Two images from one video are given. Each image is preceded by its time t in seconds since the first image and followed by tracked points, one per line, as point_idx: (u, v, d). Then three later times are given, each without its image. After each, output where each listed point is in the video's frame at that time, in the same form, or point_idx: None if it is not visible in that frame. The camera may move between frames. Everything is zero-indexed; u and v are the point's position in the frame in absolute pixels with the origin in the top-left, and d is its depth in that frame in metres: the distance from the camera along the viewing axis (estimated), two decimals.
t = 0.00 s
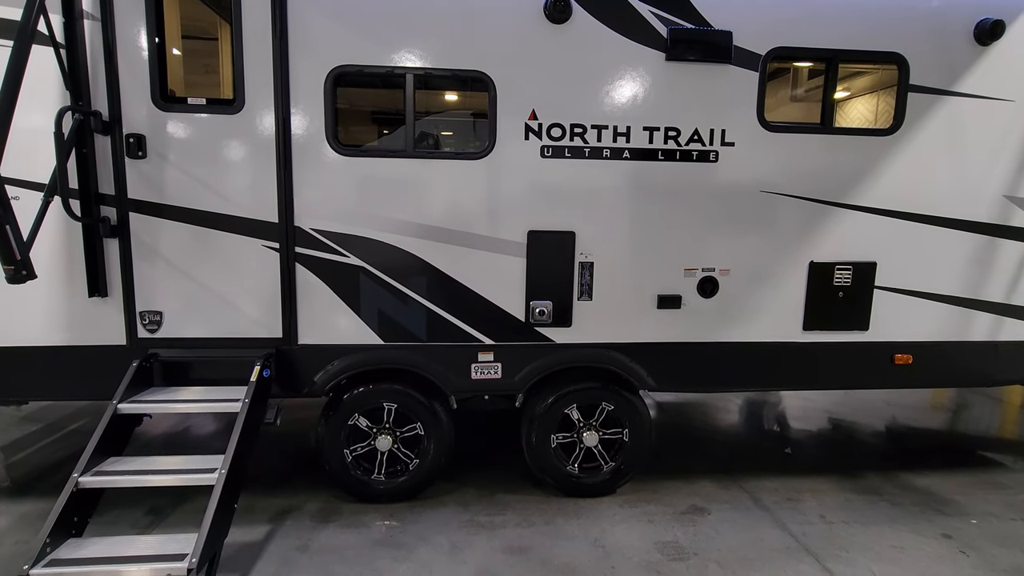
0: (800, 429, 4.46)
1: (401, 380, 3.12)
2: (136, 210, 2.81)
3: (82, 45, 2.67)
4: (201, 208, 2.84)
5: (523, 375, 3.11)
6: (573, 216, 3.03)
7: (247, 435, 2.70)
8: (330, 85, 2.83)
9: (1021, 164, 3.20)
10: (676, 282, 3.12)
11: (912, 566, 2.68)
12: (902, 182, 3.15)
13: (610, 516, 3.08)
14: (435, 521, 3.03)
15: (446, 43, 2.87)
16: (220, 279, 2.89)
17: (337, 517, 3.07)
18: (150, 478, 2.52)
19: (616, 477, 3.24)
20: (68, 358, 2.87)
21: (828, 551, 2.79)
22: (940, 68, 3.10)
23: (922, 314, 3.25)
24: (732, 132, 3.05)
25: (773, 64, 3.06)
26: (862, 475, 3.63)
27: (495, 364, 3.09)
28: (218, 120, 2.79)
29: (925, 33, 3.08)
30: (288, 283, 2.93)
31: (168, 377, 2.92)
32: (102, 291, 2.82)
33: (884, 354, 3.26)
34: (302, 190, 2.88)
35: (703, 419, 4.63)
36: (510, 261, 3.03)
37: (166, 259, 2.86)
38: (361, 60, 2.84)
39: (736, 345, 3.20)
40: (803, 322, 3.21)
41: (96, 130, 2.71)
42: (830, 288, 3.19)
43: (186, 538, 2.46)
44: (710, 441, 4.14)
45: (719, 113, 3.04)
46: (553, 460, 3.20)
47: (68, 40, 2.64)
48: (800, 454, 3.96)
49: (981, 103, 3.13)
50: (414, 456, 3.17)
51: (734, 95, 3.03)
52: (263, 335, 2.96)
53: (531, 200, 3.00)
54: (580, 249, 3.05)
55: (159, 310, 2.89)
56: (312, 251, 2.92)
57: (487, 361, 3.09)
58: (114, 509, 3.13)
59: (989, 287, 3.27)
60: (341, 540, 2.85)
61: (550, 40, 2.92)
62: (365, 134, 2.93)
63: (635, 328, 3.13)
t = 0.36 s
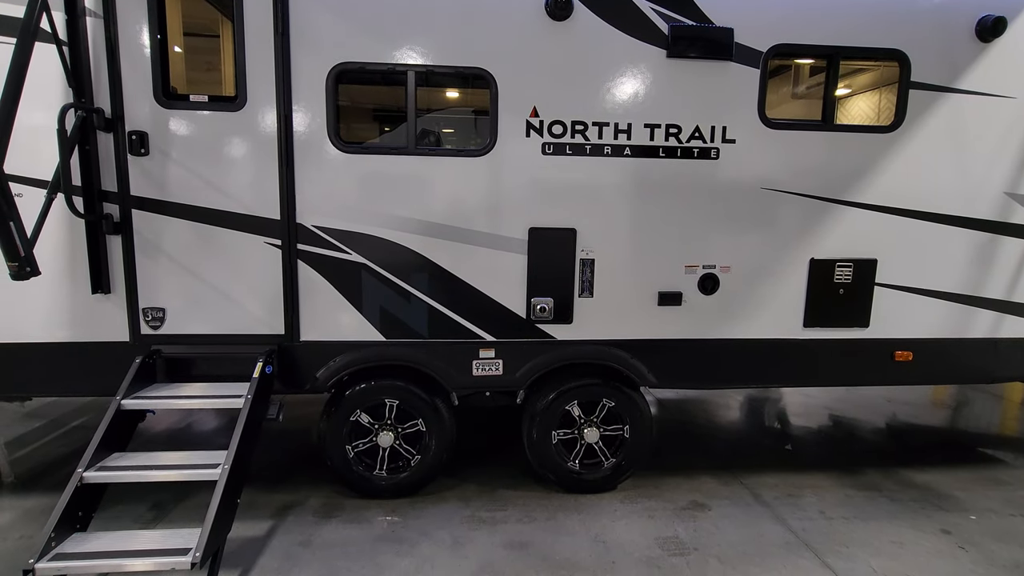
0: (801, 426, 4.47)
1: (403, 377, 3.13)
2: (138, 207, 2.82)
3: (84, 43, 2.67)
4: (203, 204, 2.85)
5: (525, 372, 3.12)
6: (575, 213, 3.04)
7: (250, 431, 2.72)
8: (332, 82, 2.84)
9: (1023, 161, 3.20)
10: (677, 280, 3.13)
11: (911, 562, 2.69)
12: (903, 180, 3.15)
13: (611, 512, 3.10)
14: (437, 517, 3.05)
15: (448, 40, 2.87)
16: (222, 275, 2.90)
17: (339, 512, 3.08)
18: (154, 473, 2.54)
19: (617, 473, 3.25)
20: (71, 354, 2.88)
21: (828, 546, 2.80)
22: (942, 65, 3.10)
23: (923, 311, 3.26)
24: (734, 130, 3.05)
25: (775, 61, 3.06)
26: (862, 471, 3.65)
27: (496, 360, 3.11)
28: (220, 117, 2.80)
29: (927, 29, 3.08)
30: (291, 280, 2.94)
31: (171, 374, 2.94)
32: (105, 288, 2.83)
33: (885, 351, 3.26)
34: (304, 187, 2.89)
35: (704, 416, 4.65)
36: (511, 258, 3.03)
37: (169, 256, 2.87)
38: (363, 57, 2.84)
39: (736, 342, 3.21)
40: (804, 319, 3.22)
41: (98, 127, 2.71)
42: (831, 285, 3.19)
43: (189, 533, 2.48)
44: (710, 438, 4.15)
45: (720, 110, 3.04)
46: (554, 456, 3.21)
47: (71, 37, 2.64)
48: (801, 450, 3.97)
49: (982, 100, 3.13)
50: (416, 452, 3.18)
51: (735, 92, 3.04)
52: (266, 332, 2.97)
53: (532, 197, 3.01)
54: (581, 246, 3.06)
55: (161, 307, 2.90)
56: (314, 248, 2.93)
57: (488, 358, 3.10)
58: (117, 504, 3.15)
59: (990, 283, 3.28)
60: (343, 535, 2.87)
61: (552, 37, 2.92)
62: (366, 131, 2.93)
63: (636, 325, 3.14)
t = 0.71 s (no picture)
0: (796, 428, 4.51)
1: (403, 381, 3.13)
2: (137, 212, 2.81)
3: (83, 47, 2.67)
4: (203, 209, 2.84)
5: (524, 376, 3.13)
6: (574, 217, 3.06)
7: (250, 436, 2.71)
8: (332, 87, 2.85)
9: (1014, 166, 3.25)
10: (675, 284, 3.15)
11: (908, 563, 2.72)
12: (898, 185, 3.20)
13: (611, 515, 3.11)
14: (437, 521, 3.05)
15: (448, 46, 2.89)
16: (222, 280, 2.90)
17: (339, 517, 3.08)
18: (154, 480, 2.53)
19: (616, 477, 3.27)
20: (68, 360, 2.87)
21: (826, 548, 2.83)
22: (935, 72, 3.15)
23: (918, 314, 3.30)
24: (731, 135, 3.08)
25: (771, 67, 3.09)
26: (858, 473, 3.68)
27: (496, 365, 3.11)
28: (219, 122, 2.80)
29: (920, 37, 3.12)
30: (290, 285, 2.94)
31: (169, 379, 2.93)
32: (103, 293, 2.82)
33: (880, 354, 3.30)
34: (304, 192, 2.89)
35: (700, 418, 4.68)
36: (511, 263, 3.05)
37: (168, 261, 2.86)
38: (363, 62, 2.85)
39: (734, 346, 3.23)
40: (800, 323, 3.25)
41: (97, 132, 2.70)
42: (827, 289, 3.23)
43: (190, 539, 2.47)
44: (707, 440, 4.18)
45: (718, 116, 3.07)
46: (553, 460, 3.22)
47: (70, 42, 2.64)
48: (797, 453, 4.00)
49: (975, 106, 3.18)
50: (415, 456, 3.18)
51: (732, 98, 3.07)
52: (265, 337, 2.96)
53: (531, 202, 3.03)
54: (581, 251, 3.08)
55: (160, 312, 2.89)
56: (314, 253, 2.93)
57: (488, 362, 3.11)
58: (115, 511, 3.13)
59: (983, 287, 3.32)
60: (344, 540, 2.87)
61: (551, 43, 2.94)
62: (366, 136, 2.94)
63: (635, 329, 3.16)
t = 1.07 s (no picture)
0: (785, 433, 4.56)
1: (398, 391, 3.11)
2: (128, 221, 2.77)
3: (73, 54, 2.63)
4: (195, 217, 2.81)
5: (520, 384, 3.14)
6: (569, 226, 3.07)
7: (244, 448, 2.68)
8: (327, 96, 2.84)
9: (996, 176, 3.33)
10: (669, 292, 3.18)
11: (900, 568, 2.76)
12: (885, 194, 3.26)
13: (607, 523, 3.11)
14: (433, 532, 3.03)
15: (443, 56, 2.89)
16: (214, 289, 2.87)
17: (334, 529, 3.05)
18: (145, 494, 2.49)
19: (612, 484, 3.28)
20: (55, 372, 2.81)
21: (820, 553, 2.86)
22: (919, 84, 3.22)
23: (905, 321, 3.36)
24: (723, 145, 3.13)
25: (761, 78, 3.14)
26: (848, 477, 3.73)
27: (491, 373, 3.11)
28: (213, 129, 2.77)
29: (905, 50, 3.20)
30: (284, 294, 2.91)
31: (160, 390, 2.88)
32: (92, 303, 2.77)
33: (869, 360, 3.36)
34: (298, 200, 2.88)
35: (691, 424, 4.71)
36: (506, 271, 3.05)
37: (160, 270, 2.83)
38: (358, 71, 2.84)
39: (727, 353, 3.27)
40: (791, 330, 3.29)
41: (87, 139, 2.66)
42: (818, 296, 3.28)
43: (183, 554, 2.43)
44: (699, 446, 4.21)
45: (709, 126, 3.11)
46: (549, 468, 3.22)
47: (60, 48, 2.60)
48: (788, 458, 4.05)
49: (957, 118, 3.26)
50: (410, 466, 3.16)
51: (724, 109, 3.11)
52: (259, 347, 2.93)
53: (526, 211, 3.04)
54: (576, 259, 3.10)
55: (151, 322, 2.85)
56: (308, 262, 2.91)
57: (484, 370, 3.11)
58: (102, 525, 3.07)
59: (968, 294, 3.40)
60: (339, 552, 2.84)
61: (546, 53, 2.97)
62: (360, 144, 2.93)
63: (629, 336, 3.18)
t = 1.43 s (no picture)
0: (770, 439, 4.62)
1: (388, 402, 3.09)
2: (112, 231, 2.72)
3: (57, 61, 2.58)
4: (182, 227, 2.77)
5: (511, 394, 3.13)
6: (560, 236, 3.09)
7: (232, 462, 2.63)
8: (317, 105, 2.82)
9: (971, 187, 3.43)
10: (659, 301, 3.21)
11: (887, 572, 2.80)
12: (866, 204, 3.35)
13: (599, 532, 3.12)
14: (424, 544, 3.00)
15: (434, 66, 2.90)
16: (202, 300, 2.82)
17: (323, 543, 3.00)
18: (130, 511, 2.43)
19: (603, 493, 3.29)
20: (34, 385, 2.73)
21: (808, 559, 2.90)
22: (897, 99, 3.32)
23: (887, 328, 3.44)
24: (710, 156, 3.18)
25: (747, 92, 3.20)
26: (833, 483, 3.79)
27: (483, 384, 3.11)
28: (200, 138, 2.74)
29: (884, 64, 3.29)
30: (273, 304, 2.87)
31: (143, 404, 2.82)
32: (74, 314, 2.70)
33: (852, 367, 3.43)
34: (288, 210, 2.85)
35: (677, 432, 4.75)
36: (498, 280, 3.06)
37: (145, 281, 2.77)
38: (349, 80, 2.83)
39: (715, 361, 3.31)
40: (778, 338, 3.34)
41: (70, 148, 2.61)
42: (803, 305, 3.34)
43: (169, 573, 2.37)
44: (687, 454, 4.24)
45: (697, 137, 3.16)
46: (540, 478, 3.22)
47: (43, 55, 2.55)
48: (774, 464, 4.10)
49: (933, 131, 3.36)
50: (401, 478, 3.13)
51: (711, 121, 3.17)
52: (247, 358, 2.89)
53: (517, 221, 3.05)
54: (566, 269, 3.11)
55: (135, 333, 2.79)
56: (298, 272, 2.88)
57: (475, 381, 3.10)
58: (81, 543, 2.98)
59: (946, 302, 3.49)
60: (329, 567, 2.79)
61: (536, 65, 2.99)
62: (350, 153, 2.91)
63: (620, 345, 3.20)
